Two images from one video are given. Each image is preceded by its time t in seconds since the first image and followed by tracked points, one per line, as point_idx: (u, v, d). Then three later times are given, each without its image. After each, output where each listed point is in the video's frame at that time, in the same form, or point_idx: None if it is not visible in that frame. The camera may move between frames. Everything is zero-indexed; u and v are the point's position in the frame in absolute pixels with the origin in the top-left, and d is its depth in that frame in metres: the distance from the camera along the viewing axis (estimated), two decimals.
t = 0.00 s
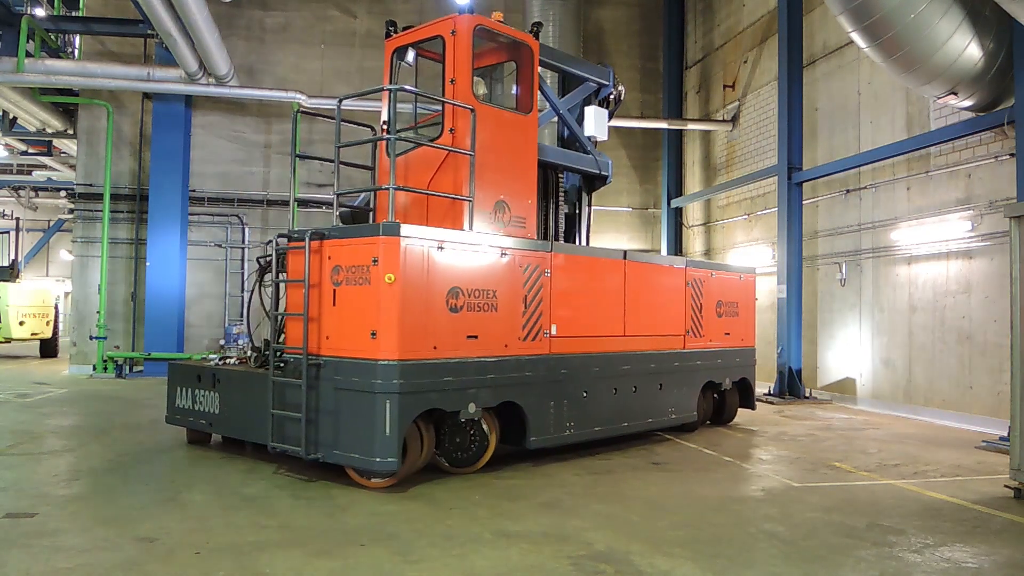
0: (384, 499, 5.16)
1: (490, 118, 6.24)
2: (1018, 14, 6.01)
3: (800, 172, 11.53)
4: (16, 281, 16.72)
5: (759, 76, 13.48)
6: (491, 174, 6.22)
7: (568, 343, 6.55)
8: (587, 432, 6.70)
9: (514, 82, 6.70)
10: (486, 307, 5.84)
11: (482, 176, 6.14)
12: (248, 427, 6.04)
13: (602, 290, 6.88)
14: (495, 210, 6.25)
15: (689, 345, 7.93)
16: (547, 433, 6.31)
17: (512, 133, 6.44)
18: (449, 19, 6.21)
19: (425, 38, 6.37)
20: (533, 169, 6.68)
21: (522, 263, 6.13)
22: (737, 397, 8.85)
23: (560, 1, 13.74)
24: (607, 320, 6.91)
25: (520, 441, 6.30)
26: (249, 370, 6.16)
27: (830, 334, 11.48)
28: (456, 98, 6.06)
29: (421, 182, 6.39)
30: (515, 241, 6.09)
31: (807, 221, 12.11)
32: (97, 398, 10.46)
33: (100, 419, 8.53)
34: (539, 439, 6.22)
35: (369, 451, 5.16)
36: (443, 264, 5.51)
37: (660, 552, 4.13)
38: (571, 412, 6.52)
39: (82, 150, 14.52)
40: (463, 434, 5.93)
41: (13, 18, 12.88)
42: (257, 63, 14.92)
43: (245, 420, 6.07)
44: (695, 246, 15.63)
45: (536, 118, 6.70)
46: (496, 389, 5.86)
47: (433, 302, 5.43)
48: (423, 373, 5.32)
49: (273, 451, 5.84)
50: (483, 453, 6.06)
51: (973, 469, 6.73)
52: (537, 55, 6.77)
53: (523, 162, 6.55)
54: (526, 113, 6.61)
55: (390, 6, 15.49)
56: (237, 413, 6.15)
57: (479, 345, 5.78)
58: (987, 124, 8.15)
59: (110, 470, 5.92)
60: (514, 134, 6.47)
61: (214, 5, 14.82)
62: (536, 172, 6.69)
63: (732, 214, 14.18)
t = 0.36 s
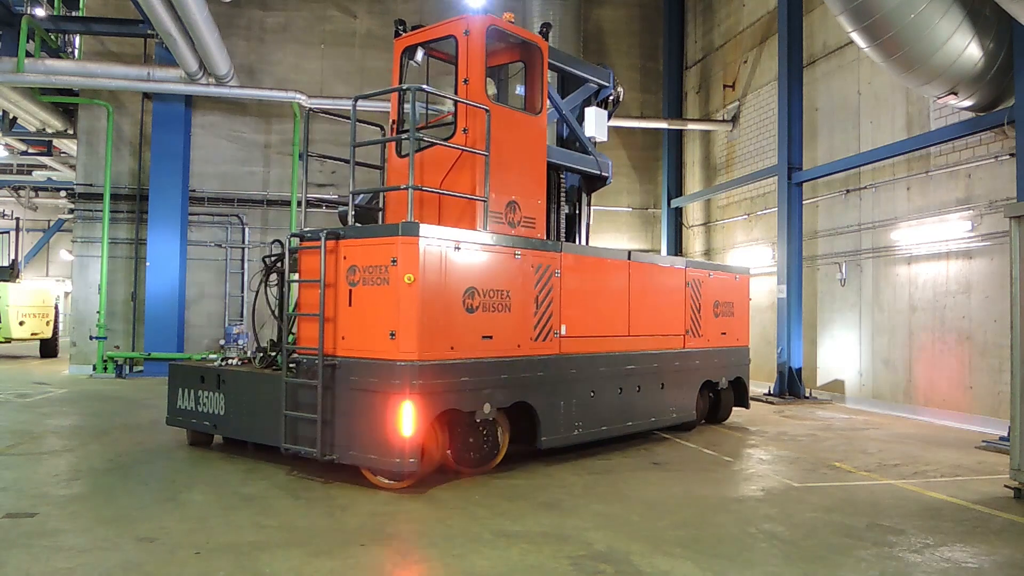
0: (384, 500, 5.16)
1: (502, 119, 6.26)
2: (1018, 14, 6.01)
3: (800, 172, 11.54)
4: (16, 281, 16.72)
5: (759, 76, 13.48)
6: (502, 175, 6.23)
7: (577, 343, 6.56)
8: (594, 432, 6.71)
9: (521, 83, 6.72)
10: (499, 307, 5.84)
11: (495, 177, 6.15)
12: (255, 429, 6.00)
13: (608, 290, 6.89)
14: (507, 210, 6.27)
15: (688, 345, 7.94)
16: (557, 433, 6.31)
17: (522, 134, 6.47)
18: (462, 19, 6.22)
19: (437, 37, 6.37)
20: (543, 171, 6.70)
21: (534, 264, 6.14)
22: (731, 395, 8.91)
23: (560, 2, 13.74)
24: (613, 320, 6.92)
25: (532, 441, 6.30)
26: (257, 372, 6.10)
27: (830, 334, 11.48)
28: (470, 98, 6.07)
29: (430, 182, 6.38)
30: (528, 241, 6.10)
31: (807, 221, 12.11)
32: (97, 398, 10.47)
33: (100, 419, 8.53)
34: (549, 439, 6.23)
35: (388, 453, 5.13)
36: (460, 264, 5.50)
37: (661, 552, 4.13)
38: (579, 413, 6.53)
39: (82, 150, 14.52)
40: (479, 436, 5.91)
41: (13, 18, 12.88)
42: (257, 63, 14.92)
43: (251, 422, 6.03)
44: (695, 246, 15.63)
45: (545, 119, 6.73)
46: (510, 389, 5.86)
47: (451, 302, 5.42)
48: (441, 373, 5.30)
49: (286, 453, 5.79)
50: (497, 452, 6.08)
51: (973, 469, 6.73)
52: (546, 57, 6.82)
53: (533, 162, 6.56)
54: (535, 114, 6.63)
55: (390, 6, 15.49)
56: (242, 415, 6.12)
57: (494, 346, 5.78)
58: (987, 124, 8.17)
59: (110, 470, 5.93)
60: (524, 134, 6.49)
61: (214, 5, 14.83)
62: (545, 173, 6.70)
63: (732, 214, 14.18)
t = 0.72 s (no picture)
0: (384, 500, 5.16)
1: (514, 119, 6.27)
2: (1018, 14, 6.01)
3: (800, 172, 11.54)
4: (16, 281, 16.72)
5: (759, 76, 13.48)
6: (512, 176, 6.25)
7: (585, 343, 6.56)
8: (600, 431, 6.72)
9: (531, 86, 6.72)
10: (512, 308, 5.83)
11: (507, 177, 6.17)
12: (265, 430, 5.99)
13: (615, 291, 6.91)
14: (517, 210, 6.28)
15: (687, 345, 7.95)
16: (566, 433, 6.31)
17: (532, 135, 6.50)
18: (474, 20, 6.23)
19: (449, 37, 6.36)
20: (553, 172, 6.73)
21: (547, 264, 6.14)
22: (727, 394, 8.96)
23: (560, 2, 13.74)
24: (619, 321, 6.93)
25: (544, 440, 6.33)
26: (266, 372, 6.08)
27: (830, 334, 11.47)
28: (484, 98, 6.08)
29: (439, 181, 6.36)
30: (540, 242, 6.10)
31: (807, 221, 12.11)
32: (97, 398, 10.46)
33: (100, 419, 8.53)
34: (560, 439, 6.23)
35: (407, 453, 5.12)
36: (477, 264, 5.50)
37: (661, 552, 4.13)
38: (587, 413, 6.53)
39: (82, 150, 14.52)
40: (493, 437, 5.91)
41: (13, 18, 12.88)
42: (257, 63, 14.92)
43: (260, 423, 6.02)
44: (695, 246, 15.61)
45: (554, 120, 6.77)
46: (522, 389, 5.87)
47: (468, 302, 5.41)
48: (459, 373, 5.30)
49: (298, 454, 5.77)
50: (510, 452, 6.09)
51: (973, 469, 6.73)
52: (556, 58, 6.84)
53: (542, 162, 6.59)
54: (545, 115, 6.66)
55: (390, 6, 15.48)
56: (251, 416, 6.10)
57: (508, 346, 5.78)
58: (987, 124, 8.18)
59: (110, 470, 5.93)
60: (533, 134, 6.51)
61: (214, 5, 14.83)
62: (554, 173, 6.72)
63: (732, 214, 14.18)
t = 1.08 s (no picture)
0: (385, 500, 5.16)
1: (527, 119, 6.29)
2: (1018, 14, 6.01)
3: (800, 172, 11.54)
4: (16, 281, 16.72)
5: (759, 77, 13.48)
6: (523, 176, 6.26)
7: (593, 343, 6.57)
8: (606, 431, 6.73)
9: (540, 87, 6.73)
10: (527, 308, 5.83)
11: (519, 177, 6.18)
12: (276, 430, 5.96)
13: (621, 291, 6.92)
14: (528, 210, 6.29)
15: (686, 344, 7.97)
16: (575, 432, 6.32)
17: (542, 135, 6.53)
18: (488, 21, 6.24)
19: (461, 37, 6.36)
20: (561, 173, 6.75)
21: (559, 264, 6.15)
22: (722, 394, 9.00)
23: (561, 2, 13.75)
24: (625, 321, 6.95)
25: (554, 440, 6.34)
26: (276, 372, 6.07)
27: (831, 334, 11.48)
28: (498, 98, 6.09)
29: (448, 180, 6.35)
30: (552, 242, 6.11)
31: (807, 221, 12.12)
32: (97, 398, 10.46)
33: (100, 419, 8.53)
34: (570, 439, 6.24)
35: (426, 453, 5.12)
36: (494, 264, 5.51)
37: (660, 552, 4.13)
38: (594, 413, 6.54)
39: (83, 150, 14.52)
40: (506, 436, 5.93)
41: (13, 18, 12.88)
42: (257, 63, 14.93)
43: (270, 424, 6.00)
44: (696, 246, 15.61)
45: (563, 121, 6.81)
46: (535, 389, 5.87)
47: (485, 303, 5.42)
48: (477, 374, 5.31)
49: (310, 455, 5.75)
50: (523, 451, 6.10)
51: (973, 469, 6.72)
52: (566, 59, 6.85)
53: (551, 162, 6.61)
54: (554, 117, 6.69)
55: (390, 6, 15.47)
56: (261, 417, 6.08)
57: (522, 346, 5.78)
58: (987, 124, 8.17)
59: (110, 470, 5.93)
60: (543, 135, 6.54)
61: (214, 5, 14.84)
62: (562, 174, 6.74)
63: (732, 214, 14.18)
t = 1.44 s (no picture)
0: (385, 500, 5.16)
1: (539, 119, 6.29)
2: (1018, 14, 6.00)
3: (800, 172, 11.55)
4: (16, 281, 16.72)
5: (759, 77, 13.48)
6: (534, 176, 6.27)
7: (601, 343, 6.57)
8: (612, 430, 6.73)
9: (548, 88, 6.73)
10: (541, 308, 5.84)
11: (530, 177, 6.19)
12: (286, 431, 5.94)
13: (628, 291, 6.94)
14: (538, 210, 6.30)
15: (684, 344, 7.99)
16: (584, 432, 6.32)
17: (552, 136, 6.53)
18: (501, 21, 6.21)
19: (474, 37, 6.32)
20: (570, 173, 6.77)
21: (570, 264, 6.16)
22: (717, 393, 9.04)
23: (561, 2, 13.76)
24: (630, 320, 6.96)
25: (564, 440, 6.36)
26: (284, 374, 6.06)
27: (830, 334, 11.48)
28: (513, 98, 6.08)
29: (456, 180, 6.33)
30: (563, 242, 6.12)
31: (807, 221, 12.12)
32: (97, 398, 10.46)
33: (100, 419, 8.54)
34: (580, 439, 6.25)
35: (447, 454, 5.12)
36: (511, 264, 5.51)
37: (660, 552, 4.13)
38: (602, 413, 6.55)
39: (82, 150, 14.52)
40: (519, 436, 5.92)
41: (13, 18, 12.88)
42: (257, 63, 14.93)
43: (281, 425, 5.98)
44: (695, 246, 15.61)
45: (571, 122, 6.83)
46: (548, 389, 5.87)
47: (503, 302, 5.43)
48: (496, 374, 5.31)
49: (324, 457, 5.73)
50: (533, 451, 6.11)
51: (973, 469, 6.72)
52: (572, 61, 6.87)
53: (560, 162, 6.63)
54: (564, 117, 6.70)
55: (390, 5, 15.45)
56: (270, 419, 6.06)
57: (536, 346, 5.79)
58: (987, 124, 8.17)
59: (110, 470, 5.93)
60: (553, 135, 6.55)
61: (214, 5, 14.85)
62: (571, 174, 6.76)
63: (732, 214, 14.18)
